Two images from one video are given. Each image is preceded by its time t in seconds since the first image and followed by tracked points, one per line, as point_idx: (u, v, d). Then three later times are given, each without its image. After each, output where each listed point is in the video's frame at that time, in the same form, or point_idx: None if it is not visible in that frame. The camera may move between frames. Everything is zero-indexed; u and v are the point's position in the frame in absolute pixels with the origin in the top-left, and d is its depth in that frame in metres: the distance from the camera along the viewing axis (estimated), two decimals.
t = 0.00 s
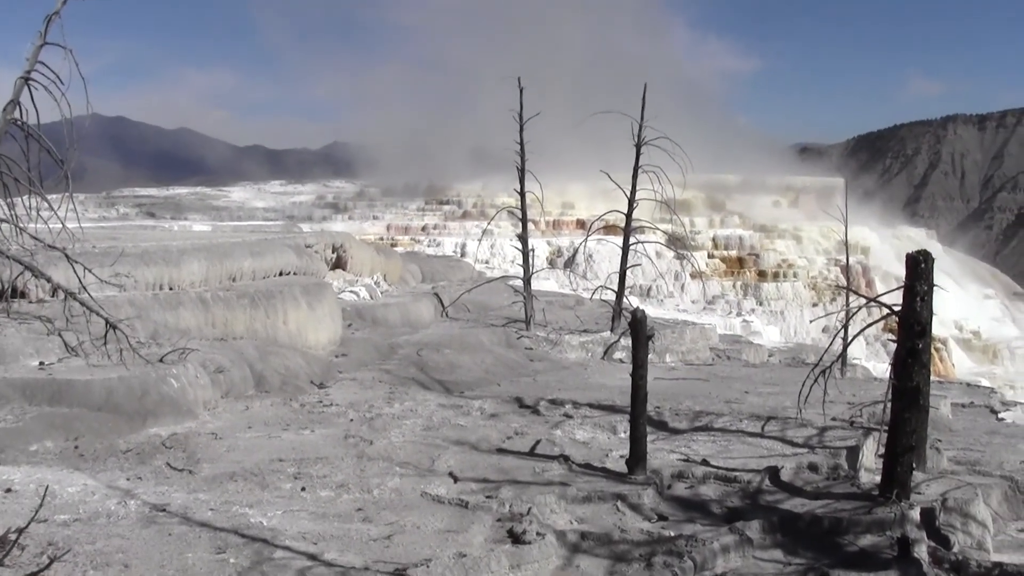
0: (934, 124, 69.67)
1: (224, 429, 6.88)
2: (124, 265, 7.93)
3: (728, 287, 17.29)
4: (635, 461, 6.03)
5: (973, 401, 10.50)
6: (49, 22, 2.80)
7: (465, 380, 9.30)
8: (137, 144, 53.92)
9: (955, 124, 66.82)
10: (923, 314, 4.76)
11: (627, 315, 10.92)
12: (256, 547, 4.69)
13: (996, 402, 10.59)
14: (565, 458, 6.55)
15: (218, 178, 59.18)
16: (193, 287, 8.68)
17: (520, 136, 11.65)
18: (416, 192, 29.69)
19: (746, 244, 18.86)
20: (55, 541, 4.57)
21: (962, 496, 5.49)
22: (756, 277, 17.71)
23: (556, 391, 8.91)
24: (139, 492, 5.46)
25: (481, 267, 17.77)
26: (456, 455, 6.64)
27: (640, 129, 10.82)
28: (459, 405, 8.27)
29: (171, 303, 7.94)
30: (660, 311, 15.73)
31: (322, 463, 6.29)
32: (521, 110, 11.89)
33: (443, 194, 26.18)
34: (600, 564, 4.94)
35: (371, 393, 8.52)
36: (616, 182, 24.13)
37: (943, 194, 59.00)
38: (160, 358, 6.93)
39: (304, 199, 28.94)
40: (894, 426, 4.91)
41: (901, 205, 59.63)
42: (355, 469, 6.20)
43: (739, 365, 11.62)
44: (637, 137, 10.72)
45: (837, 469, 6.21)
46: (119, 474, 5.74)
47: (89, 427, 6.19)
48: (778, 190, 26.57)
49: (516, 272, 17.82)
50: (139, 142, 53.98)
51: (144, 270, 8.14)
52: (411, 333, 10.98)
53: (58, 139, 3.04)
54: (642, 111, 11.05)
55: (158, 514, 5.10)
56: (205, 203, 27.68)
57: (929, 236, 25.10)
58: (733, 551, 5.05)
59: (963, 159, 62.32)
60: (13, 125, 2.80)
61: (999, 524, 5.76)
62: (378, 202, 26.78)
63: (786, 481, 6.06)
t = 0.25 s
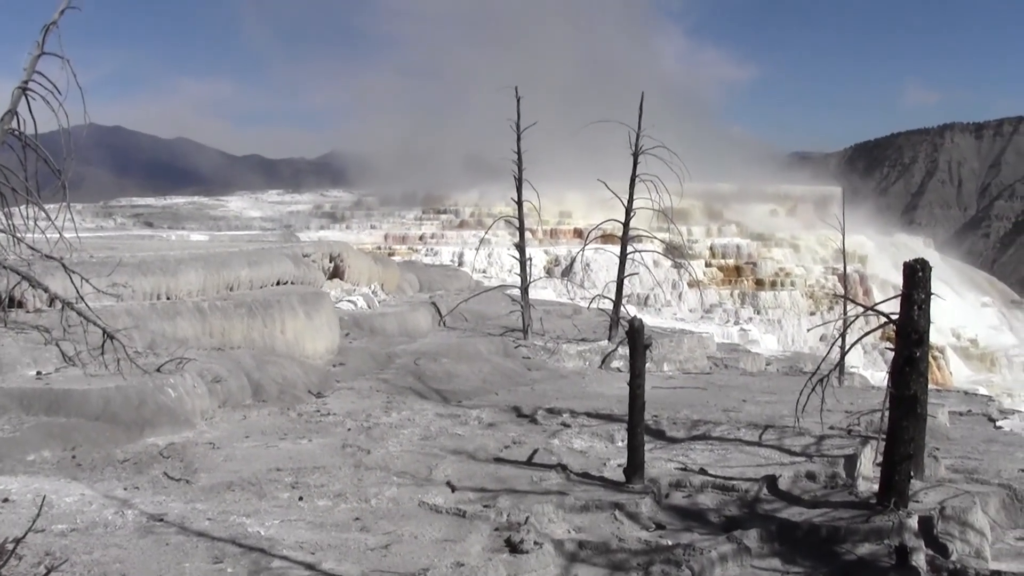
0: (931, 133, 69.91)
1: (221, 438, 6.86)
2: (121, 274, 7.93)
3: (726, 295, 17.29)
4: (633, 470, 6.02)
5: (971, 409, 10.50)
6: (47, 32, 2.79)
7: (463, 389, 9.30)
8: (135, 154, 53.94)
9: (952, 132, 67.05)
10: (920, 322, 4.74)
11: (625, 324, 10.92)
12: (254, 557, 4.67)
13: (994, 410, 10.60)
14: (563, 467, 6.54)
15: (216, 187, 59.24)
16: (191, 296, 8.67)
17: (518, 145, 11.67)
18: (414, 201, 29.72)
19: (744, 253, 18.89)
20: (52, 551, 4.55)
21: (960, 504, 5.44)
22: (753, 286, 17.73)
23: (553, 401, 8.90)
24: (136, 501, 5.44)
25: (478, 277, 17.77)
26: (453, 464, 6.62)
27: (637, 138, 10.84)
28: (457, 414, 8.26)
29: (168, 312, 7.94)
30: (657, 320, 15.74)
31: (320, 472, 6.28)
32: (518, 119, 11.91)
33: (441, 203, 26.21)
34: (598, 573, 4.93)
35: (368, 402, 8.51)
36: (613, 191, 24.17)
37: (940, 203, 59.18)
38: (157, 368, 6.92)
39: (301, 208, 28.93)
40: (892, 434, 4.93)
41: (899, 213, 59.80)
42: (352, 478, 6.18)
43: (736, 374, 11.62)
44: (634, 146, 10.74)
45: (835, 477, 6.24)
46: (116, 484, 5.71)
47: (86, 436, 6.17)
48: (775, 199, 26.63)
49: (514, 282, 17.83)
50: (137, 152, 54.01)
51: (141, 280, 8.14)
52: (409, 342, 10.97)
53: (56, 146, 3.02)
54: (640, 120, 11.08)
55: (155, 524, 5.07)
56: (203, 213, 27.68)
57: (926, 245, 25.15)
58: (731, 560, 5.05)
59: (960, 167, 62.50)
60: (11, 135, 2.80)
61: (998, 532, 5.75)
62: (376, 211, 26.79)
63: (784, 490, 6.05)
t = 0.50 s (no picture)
0: (922, 139, 70.25)
1: (214, 445, 6.84)
2: (113, 281, 7.91)
3: (719, 301, 17.32)
4: (626, 476, 6.02)
5: (964, 414, 10.53)
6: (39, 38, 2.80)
7: (456, 396, 9.28)
8: (127, 160, 53.80)
9: (943, 138, 67.38)
10: (913, 328, 4.77)
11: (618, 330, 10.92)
12: (247, 564, 4.65)
13: (986, 415, 10.63)
14: (556, 474, 6.54)
15: (209, 194, 59.15)
16: (183, 303, 8.64)
17: (511, 151, 11.68)
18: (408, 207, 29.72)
19: (736, 259, 18.93)
20: (43, 559, 4.53)
21: (952, 508, 5.44)
22: (746, 292, 17.77)
23: (546, 407, 8.89)
24: (128, 509, 5.41)
25: (471, 283, 17.77)
26: (446, 471, 6.61)
27: (629, 144, 10.86)
28: (450, 420, 8.25)
29: (161, 319, 7.92)
30: (651, 326, 15.76)
31: (312, 479, 6.26)
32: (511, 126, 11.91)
33: (434, 209, 26.21)
34: None
35: (361, 409, 8.49)
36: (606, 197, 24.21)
37: (933, 209, 59.53)
38: (149, 375, 6.89)
39: (294, 215, 28.89)
40: (884, 439, 4.94)
41: (892, 219, 60.08)
42: (345, 485, 6.17)
43: (729, 380, 11.63)
44: (626, 152, 10.76)
45: (828, 482, 6.22)
46: (108, 491, 5.69)
47: (79, 443, 6.15)
48: (768, 205, 26.70)
49: (507, 288, 17.83)
50: (130, 158, 53.89)
51: (133, 287, 8.12)
52: (401, 349, 10.96)
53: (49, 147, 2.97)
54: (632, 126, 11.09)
55: (148, 531, 5.05)
56: (197, 219, 27.62)
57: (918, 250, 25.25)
58: (724, 565, 5.05)
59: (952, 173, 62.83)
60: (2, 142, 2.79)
61: (990, 536, 5.76)
62: (368, 217, 26.78)
63: (777, 495, 6.06)
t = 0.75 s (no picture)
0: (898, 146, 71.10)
1: (192, 452, 6.78)
2: (90, 288, 7.83)
3: (697, 307, 17.42)
4: (604, 482, 6.05)
5: (941, 419, 10.66)
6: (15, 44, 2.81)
7: (435, 402, 9.26)
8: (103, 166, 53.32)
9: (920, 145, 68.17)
10: (891, 334, 4.81)
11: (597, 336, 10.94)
12: (225, 573, 4.61)
13: (963, 419, 10.75)
14: (534, 480, 6.54)
15: (186, 199, 58.72)
16: (161, 310, 8.56)
17: (490, 157, 11.68)
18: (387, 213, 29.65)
19: (715, 265, 19.05)
20: (18, 569, 4.46)
21: (930, 514, 5.48)
22: (725, 298, 17.88)
23: (525, 413, 8.89)
24: (105, 517, 5.34)
25: (450, 289, 17.75)
26: (425, 478, 6.59)
27: (608, 150, 10.90)
28: (428, 427, 8.23)
29: (138, 326, 7.85)
30: (630, 332, 15.82)
31: (291, 486, 6.22)
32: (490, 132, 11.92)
33: (413, 215, 26.17)
34: None
35: (340, 415, 8.44)
36: (584, 203, 24.28)
37: (911, 215, 60.48)
38: (127, 382, 6.82)
39: (273, 221, 28.74)
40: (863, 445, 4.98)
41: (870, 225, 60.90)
42: (324, 492, 6.13)
43: (707, 386, 11.69)
44: (605, 158, 10.80)
45: (806, 488, 6.31)
46: (85, 500, 5.62)
47: (55, 451, 6.06)
48: (746, 211, 26.89)
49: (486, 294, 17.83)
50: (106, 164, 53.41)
51: (111, 293, 8.04)
52: (380, 355, 10.92)
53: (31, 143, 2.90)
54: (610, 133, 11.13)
55: (125, 539, 4.99)
56: (175, 225, 27.41)
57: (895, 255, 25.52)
58: (702, 572, 5.09)
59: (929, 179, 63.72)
60: None
61: (968, 541, 5.86)
62: (347, 224, 26.69)
63: (755, 501, 6.09)
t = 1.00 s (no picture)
0: (861, 155, 72.38)
1: (157, 463, 6.68)
2: (53, 298, 7.71)
3: (663, 315, 17.56)
4: (571, 490, 6.06)
5: (906, 426, 10.84)
6: None
7: (402, 412, 9.22)
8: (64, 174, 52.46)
9: (884, 154, 69.43)
10: (855, 341, 4.90)
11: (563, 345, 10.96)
12: None
13: (927, 426, 10.95)
14: (501, 489, 6.54)
15: (149, 208, 57.89)
16: (126, 319, 8.43)
17: (456, 166, 11.69)
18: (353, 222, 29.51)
19: (681, 273, 19.23)
20: None
21: (895, 520, 5.63)
22: (691, 306, 18.03)
23: (492, 422, 8.88)
24: (68, 528, 5.24)
25: (416, 298, 17.70)
26: (391, 487, 6.56)
27: (574, 159, 10.95)
28: (395, 436, 8.18)
29: (103, 336, 7.74)
30: (596, 340, 15.90)
31: (257, 496, 6.15)
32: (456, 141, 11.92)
33: (379, 224, 26.07)
34: None
35: (306, 425, 8.37)
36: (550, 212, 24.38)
37: (876, 223, 61.75)
38: (91, 392, 6.70)
39: (239, 230, 28.47)
40: (828, 453, 5.06)
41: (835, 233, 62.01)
42: (290, 502, 6.07)
43: (673, 394, 11.77)
44: (570, 167, 10.85)
45: (773, 495, 6.31)
46: (48, 511, 5.50)
47: (18, 463, 5.88)
48: (711, 219, 27.18)
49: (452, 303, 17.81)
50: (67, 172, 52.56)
51: (75, 303, 7.91)
52: (347, 365, 10.84)
53: None
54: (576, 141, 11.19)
55: (89, 551, 4.90)
56: (140, 234, 27.05)
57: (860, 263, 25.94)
58: None
59: (894, 188, 65.00)
60: None
61: (933, 546, 5.96)
62: (312, 232, 26.51)
63: (721, 508, 6.15)
